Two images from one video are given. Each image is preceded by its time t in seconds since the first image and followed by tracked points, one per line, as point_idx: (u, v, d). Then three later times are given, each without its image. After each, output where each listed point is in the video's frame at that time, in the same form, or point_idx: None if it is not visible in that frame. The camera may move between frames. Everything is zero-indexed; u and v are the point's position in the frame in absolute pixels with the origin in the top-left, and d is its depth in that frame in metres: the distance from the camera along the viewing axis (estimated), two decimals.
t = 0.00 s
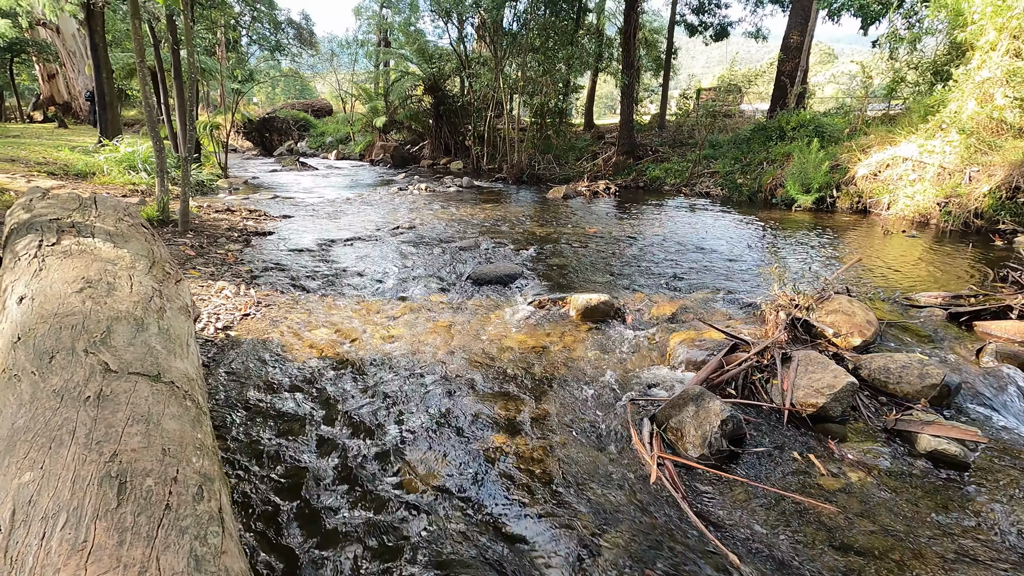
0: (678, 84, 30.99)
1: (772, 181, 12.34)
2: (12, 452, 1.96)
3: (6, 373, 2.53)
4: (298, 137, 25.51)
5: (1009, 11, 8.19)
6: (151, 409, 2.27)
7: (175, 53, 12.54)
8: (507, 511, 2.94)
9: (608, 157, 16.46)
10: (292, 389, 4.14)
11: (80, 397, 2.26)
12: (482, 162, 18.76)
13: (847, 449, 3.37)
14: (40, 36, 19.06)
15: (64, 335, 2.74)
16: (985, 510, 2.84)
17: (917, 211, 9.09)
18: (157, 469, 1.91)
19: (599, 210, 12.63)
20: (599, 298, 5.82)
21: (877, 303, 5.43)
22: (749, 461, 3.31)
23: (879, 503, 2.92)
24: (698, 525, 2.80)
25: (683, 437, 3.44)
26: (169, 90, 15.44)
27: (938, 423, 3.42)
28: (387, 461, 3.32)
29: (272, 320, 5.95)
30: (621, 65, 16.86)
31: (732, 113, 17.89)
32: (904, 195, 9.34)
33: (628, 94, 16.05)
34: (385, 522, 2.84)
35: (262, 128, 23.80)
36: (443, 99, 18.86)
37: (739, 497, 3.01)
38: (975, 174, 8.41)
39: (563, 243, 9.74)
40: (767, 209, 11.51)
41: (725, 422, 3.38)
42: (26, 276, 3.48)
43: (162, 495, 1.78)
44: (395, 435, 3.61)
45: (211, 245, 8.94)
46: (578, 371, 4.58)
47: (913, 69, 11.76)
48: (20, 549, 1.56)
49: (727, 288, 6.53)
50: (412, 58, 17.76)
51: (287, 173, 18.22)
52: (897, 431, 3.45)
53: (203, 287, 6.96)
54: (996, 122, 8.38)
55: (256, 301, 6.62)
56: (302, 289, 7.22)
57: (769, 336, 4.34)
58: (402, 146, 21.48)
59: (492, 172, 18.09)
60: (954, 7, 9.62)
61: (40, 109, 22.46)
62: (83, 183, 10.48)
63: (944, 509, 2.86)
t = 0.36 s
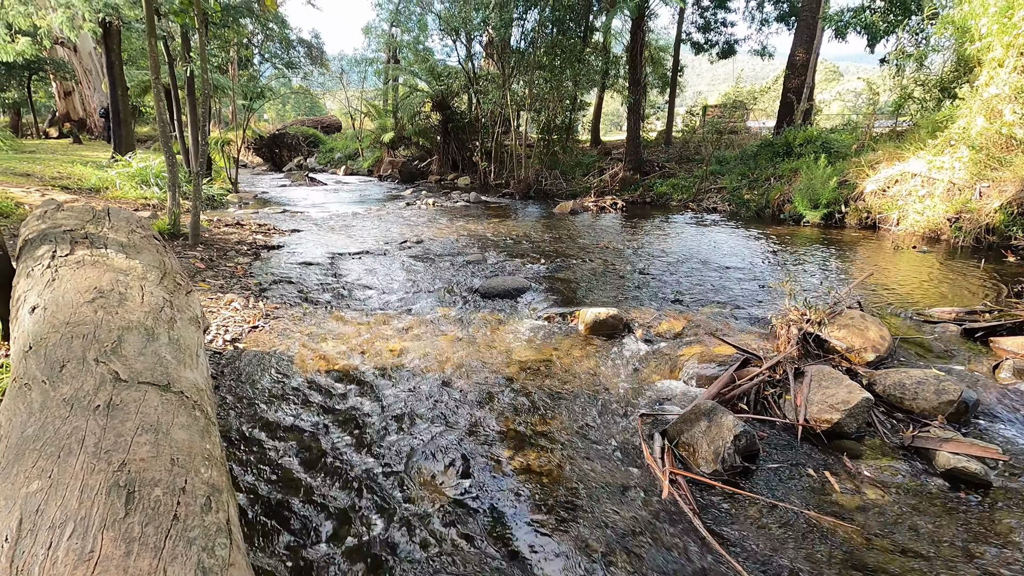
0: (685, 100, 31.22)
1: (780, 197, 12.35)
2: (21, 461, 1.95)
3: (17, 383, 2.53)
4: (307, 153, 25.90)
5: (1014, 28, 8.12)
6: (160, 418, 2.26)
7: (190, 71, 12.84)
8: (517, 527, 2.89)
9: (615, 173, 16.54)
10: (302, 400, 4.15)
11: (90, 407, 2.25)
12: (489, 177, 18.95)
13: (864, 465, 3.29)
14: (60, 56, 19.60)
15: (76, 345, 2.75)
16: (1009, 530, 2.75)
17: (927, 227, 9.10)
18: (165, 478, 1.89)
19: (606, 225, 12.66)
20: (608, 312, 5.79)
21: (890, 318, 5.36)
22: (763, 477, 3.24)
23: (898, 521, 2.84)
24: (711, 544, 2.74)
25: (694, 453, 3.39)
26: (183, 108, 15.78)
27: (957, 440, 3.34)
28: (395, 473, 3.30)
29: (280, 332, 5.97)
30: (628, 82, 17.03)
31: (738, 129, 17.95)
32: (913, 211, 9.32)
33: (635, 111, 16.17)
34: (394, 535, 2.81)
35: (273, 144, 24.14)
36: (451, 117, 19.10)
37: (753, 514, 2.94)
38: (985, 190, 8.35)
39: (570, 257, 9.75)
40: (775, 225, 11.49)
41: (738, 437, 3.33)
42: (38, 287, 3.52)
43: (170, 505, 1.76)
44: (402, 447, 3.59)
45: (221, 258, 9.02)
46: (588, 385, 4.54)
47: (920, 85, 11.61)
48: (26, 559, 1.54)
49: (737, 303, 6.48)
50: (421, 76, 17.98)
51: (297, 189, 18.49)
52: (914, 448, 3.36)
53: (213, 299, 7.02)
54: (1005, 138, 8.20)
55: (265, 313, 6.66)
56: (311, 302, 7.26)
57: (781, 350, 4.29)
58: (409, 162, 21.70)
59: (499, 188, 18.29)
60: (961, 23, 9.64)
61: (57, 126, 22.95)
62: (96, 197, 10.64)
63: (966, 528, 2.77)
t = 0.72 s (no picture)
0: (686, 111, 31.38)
1: (782, 203, 12.29)
2: None
3: None
4: (308, 164, 25.43)
5: (1016, 31, 7.97)
6: (131, 381, 2.08)
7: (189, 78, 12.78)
8: (516, 516, 2.70)
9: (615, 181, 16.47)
10: (292, 391, 3.99)
11: (54, 368, 2.08)
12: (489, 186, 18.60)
13: (883, 453, 3.12)
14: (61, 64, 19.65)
15: (45, 311, 2.57)
16: None
17: (932, 230, 8.98)
18: (127, 439, 1.71)
19: (607, 230, 12.55)
20: (611, 305, 5.62)
21: (900, 312, 5.21)
22: (777, 465, 3.07)
23: (924, 510, 2.65)
24: (724, 532, 2.56)
25: (704, 440, 3.22)
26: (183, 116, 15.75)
27: (980, 427, 3.16)
28: (387, 462, 3.14)
29: (273, 326, 5.79)
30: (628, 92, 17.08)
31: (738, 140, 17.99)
32: (918, 214, 9.25)
33: (636, 120, 16.17)
34: (386, 524, 2.63)
35: (274, 155, 24.10)
36: (451, 128, 18.84)
37: (767, 503, 2.77)
38: (990, 193, 8.16)
39: (571, 258, 9.63)
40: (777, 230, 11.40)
41: (750, 423, 3.16)
42: (14, 260, 3.34)
43: (129, 464, 1.57)
44: (395, 436, 3.43)
45: (216, 257, 8.86)
46: (591, 375, 4.38)
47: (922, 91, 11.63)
48: None
49: (742, 298, 6.33)
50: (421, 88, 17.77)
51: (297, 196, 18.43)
52: (935, 436, 3.19)
53: (205, 294, 6.84)
54: (1009, 140, 8.04)
55: (258, 308, 6.48)
56: (306, 298, 7.10)
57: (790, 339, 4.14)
58: (410, 172, 21.39)
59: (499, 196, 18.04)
60: (961, 29, 9.59)
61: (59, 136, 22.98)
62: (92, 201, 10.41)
63: (996, 516, 2.60)
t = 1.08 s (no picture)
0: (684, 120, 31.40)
1: (781, 205, 12.24)
2: None
3: None
4: (306, 174, 24.75)
5: (1015, 29, 7.67)
6: (96, 318, 1.88)
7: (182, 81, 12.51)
8: (517, 484, 2.52)
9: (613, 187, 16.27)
10: (281, 368, 3.81)
11: (11, 301, 1.88)
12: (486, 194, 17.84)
13: (903, 426, 2.97)
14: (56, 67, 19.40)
15: (10, 254, 2.36)
16: None
17: (934, 229, 8.86)
18: (84, 364, 1.52)
19: (606, 231, 12.43)
20: (612, 291, 5.46)
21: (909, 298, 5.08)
22: (792, 437, 2.92)
23: (952, 481, 2.50)
24: (740, 502, 2.40)
25: (714, 413, 3.05)
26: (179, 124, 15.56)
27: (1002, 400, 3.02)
28: (379, 430, 2.96)
29: (265, 311, 5.59)
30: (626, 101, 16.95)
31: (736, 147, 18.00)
32: (919, 214, 9.15)
33: (634, 126, 16.01)
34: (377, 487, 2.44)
35: (272, 164, 23.52)
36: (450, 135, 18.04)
37: (785, 473, 2.61)
38: (992, 191, 8.00)
39: (570, 254, 9.49)
40: (778, 232, 11.31)
41: (763, 393, 3.01)
42: None
43: (84, 385, 1.39)
44: (387, 408, 3.25)
45: (208, 250, 8.62)
46: (594, 354, 4.21)
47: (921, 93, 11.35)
48: None
49: (745, 286, 6.20)
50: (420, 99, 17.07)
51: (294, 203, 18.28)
52: (956, 410, 3.04)
53: (196, 282, 6.61)
54: (1009, 139, 7.75)
55: (250, 295, 6.26)
56: (299, 287, 6.91)
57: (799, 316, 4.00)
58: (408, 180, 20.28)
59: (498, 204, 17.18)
60: (958, 31, 9.54)
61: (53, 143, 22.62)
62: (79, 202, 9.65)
63: None
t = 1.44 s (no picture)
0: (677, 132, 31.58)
1: (777, 212, 12.30)
2: None
3: None
4: (303, 185, 24.52)
5: (1007, 35, 7.68)
6: (75, 265, 1.80)
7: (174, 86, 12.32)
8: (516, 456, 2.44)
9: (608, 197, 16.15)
10: (272, 353, 3.71)
11: None
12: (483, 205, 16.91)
13: (908, 405, 2.92)
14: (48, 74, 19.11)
15: None
16: None
17: (928, 233, 8.60)
18: (58, 298, 1.44)
19: (602, 237, 12.40)
20: (610, 284, 5.40)
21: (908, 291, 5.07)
22: (796, 416, 2.87)
23: (959, 454, 2.46)
24: (746, 475, 2.33)
25: (716, 392, 3.00)
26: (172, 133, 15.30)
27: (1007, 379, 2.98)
28: (371, 407, 2.88)
29: (258, 304, 5.45)
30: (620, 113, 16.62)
31: (730, 158, 18.14)
32: (912, 219, 8.82)
33: (631, 136, 15.96)
34: (369, 457, 2.32)
35: (268, 176, 23.13)
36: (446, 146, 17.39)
37: (791, 448, 2.56)
38: (986, 194, 7.92)
39: (566, 255, 9.43)
40: (775, 238, 11.32)
41: (765, 371, 2.98)
42: None
43: (56, 314, 1.32)
44: (380, 388, 3.16)
45: (201, 250, 8.44)
46: (594, 341, 4.14)
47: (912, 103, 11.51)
48: None
49: (741, 282, 6.18)
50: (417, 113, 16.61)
51: (289, 211, 18.15)
52: (960, 391, 3.01)
53: (188, 277, 6.44)
54: (1001, 143, 7.68)
55: (243, 290, 6.09)
56: (293, 283, 6.77)
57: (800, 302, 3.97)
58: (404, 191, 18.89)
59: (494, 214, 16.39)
60: (949, 41, 9.65)
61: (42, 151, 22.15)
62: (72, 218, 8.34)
63: None
